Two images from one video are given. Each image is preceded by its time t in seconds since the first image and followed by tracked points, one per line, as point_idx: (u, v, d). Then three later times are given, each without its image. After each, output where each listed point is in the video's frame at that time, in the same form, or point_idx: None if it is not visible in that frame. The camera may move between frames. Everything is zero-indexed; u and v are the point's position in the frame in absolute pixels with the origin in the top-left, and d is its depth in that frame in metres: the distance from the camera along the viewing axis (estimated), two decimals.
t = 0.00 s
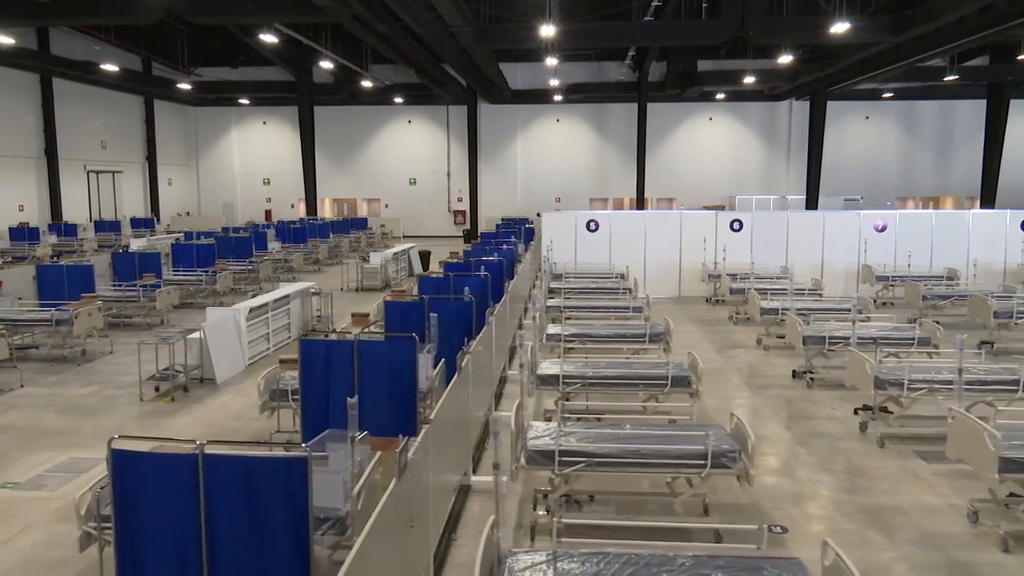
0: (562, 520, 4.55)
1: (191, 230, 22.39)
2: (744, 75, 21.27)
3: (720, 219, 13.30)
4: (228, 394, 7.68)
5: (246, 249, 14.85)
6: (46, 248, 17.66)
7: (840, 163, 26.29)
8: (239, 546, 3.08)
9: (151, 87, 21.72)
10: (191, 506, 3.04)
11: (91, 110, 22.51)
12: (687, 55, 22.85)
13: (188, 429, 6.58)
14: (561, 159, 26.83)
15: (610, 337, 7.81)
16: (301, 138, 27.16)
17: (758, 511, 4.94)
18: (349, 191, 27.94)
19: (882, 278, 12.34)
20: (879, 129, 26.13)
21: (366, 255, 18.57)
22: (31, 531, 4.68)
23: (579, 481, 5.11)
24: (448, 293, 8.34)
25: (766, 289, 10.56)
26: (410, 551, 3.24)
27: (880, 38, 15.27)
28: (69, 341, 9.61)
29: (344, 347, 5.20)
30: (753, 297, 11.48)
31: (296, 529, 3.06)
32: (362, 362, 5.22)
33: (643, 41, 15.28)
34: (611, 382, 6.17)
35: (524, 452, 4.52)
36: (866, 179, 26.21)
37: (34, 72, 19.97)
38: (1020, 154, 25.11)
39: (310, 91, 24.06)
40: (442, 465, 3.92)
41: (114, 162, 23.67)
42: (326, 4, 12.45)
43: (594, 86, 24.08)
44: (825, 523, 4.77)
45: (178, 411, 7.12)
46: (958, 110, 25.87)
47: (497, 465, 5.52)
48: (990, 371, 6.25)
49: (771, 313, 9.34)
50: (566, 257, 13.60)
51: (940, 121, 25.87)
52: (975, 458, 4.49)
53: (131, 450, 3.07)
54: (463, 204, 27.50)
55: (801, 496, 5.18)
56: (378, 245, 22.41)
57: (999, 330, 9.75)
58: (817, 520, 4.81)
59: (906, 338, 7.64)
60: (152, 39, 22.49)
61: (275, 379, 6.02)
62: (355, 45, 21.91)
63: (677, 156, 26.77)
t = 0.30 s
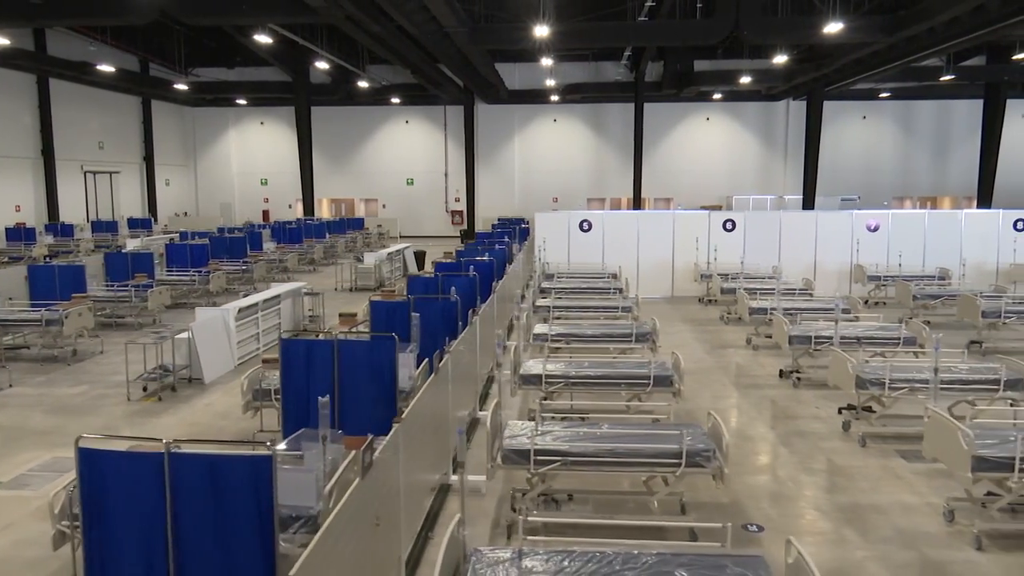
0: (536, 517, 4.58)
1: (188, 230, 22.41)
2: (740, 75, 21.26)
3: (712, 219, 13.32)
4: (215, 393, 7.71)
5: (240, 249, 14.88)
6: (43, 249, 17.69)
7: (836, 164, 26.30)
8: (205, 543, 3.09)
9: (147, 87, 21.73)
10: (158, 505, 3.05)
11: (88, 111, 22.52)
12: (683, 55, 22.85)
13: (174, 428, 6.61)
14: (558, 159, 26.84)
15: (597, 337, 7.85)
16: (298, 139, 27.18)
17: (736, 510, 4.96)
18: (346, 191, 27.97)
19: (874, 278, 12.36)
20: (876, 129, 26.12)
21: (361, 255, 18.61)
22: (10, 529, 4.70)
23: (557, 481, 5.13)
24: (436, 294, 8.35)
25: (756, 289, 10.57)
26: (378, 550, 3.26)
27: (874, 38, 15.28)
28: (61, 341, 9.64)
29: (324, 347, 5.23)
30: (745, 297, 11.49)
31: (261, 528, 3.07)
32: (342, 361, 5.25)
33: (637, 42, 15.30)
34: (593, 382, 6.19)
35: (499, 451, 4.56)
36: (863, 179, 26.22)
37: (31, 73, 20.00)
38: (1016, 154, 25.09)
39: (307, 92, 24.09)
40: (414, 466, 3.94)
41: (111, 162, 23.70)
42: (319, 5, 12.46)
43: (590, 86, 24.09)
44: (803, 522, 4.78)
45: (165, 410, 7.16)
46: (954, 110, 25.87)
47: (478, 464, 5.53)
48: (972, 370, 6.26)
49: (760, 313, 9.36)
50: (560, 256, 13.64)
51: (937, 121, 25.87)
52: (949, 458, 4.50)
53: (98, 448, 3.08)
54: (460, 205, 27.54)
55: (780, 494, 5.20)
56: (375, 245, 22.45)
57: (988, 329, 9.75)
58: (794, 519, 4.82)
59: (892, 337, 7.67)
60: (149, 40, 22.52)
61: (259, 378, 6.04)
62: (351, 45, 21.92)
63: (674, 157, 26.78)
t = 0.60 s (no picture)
0: (512, 516, 4.61)
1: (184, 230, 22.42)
2: (736, 75, 21.26)
3: (705, 218, 13.33)
4: (203, 393, 7.74)
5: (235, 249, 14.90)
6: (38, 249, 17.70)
7: (833, 163, 26.30)
8: (170, 543, 3.11)
9: (144, 87, 21.75)
10: (125, 504, 3.08)
11: (85, 111, 22.55)
12: (679, 55, 22.86)
13: (160, 427, 6.62)
14: (555, 158, 26.84)
15: (584, 336, 7.86)
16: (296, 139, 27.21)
17: (714, 508, 4.97)
18: (344, 191, 27.99)
19: (867, 278, 12.37)
20: (873, 129, 26.10)
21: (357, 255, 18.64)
22: None
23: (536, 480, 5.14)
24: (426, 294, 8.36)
25: (746, 288, 10.58)
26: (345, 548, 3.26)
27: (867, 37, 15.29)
28: (51, 341, 9.66)
29: (305, 346, 5.25)
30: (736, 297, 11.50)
31: (226, 529, 3.09)
32: (323, 359, 5.27)
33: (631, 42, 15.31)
34: (576, 381, 6.19)
35: (475, 451, 4.58)
36: (860, 179, 26.21)
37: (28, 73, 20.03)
38: (1014, 154, 25.07)
39: (304, 91, 24.10)
40: (388, 464, 3.95)
41: (108, 162, 23.72)
42: (312, 5, 12.47)
43: (587, 87, 24.09)
44: (780, 520, 4.79)
45: (152, 410, 7.19)
46: (951, 109, 25.84)
47: (460, 463, 5.55)
48: (955, 369, 6.27)
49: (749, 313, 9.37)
50: (553, 256, 13.66)
51: (934, 120, 25.85)
52: (924, 457, 4.51)
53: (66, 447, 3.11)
54: (458, 205, 27.56)
55: (758, 493, 5.21)
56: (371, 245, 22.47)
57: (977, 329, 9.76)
58: (771, 518, 4.83)
59: (878, 337, 7.68)
60: (146, 40, 22.56)
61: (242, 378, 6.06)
62: (347, 46, 21.94)
63: (671, 156, 26.78)
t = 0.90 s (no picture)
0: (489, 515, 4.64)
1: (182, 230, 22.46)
2: (732, 76, 21.27)
3: (699, 219, 13.35)
4: (191, 393, 7.77)
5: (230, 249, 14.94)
6: (35, 249, 17.72)
7: (830, 164, 26.30)
8: (138, 540, 3.14)
9: (140, 88, 21.78)
10: (93, 502, 3.10)
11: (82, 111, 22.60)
12: (676, 55, 22.89)
13: (146, 427, 6.65)
14: (553, 159, 26.86)
15: (571, 337, 7.89)
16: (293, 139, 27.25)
17: (692, 508, 5.00)
18: (343, 191, 28.03)
19: (859, 278, 12.38)
20: (870, 129, 26.10)
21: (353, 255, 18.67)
22: None
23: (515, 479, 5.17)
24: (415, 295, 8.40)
25: (736, 288, 10.60)
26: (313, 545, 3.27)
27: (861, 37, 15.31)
28: (42, 341, 9.69)
29: (286, 346, 5.27)
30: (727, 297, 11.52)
31: (194, 526, 3.12)
32: (304, 359, 5.29)
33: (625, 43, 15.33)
34: (559, 381, 6.21)
35: (452, 450, 4.61)
36: (857, 180, 26.21)
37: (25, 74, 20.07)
38: (1011, 154, 25.06)
39: (302, 92, 24.11)
40: (362, 462, 3.95)
41: (106, 163, 23.77)
42: (306, 6, 12.49)
43: (584, 87, 24.09)
44: (756, 519, 4.81)
45: (140, 409, 7.22)
46: (948, 109, 25.82)
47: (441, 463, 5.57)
48: (936, 370, 6.28)
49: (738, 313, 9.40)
50: (546, 256, 13.69)
51: (932, 120, 25.84)
52: (899, 457, 4.53)
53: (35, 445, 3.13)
54: (456, 205, 27.58)
55: (737, 493, 5.23)
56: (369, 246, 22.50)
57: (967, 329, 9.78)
58: (748, 517, 4.85)
59: (864, 337, 7.70)
60: (143, 41, 22.61)
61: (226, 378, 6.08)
62: (344, 47, 21.99)
63: (669, 157, 26.79)
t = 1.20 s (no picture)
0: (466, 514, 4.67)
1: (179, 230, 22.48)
2: (729, 76, 21.27)
3: (692, 219, 13.36)
4: (180, 392, 7.80)
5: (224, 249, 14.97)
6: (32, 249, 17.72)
7: (828, 164, 26.29)
8: (106, 536, 3.16)
9: (138, 87, 21.81)
10: (60, 499, 3.12)
11: (80, 111, 22.64)
12: (672, 55, 22.90)
13: (133, 425, 6.68)
14: (550, 158, 26.87)
15: (558, 336, 7.91)
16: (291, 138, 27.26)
17: (670, 507, 5.01)
18: (341, 191, 28.05)
19: (851, 279, 12.40)
20: (867, 129, 26.09)
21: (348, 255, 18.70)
22: None
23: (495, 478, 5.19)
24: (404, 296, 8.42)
25: (726, 289, 10.62)
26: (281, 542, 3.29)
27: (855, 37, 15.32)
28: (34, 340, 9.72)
29: (267, 346, 5.30)
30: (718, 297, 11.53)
31: (163, 521, 3.16)
32: (285, 359, 5.31)
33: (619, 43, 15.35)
34: (542, 381, 6.23)
35: (429, 449, 4.64)
36: (855, 180, 26.20)
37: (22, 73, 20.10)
38: (1009, 154, 25.04)
39: (299, 91, 24.13)
40: (335, 461, 3.97)
41: (103, 162, 23.79)
42: (298, 7, 12.49)
43: (582, 87, 24.10)
44: (733, 518, 4.83)
45: (127, 408, 7.25)
46: (946, 109, 25.81)
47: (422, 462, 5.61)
48: (919, 370, 6.29)
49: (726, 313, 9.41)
50: (539, 255, 13.71)
51: (929, 120, 25.84)
52: (875, 457, 4.54)
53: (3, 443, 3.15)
54: (453, 205, 27.60)
55: (717, 492, 5.25)
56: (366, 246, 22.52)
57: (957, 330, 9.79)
58: (726, 516, 4.87)
59: (850, 337, 7.72)
60: (140, 41, 22.65)
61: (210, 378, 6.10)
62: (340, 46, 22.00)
63: (666, 157, 26.80)
